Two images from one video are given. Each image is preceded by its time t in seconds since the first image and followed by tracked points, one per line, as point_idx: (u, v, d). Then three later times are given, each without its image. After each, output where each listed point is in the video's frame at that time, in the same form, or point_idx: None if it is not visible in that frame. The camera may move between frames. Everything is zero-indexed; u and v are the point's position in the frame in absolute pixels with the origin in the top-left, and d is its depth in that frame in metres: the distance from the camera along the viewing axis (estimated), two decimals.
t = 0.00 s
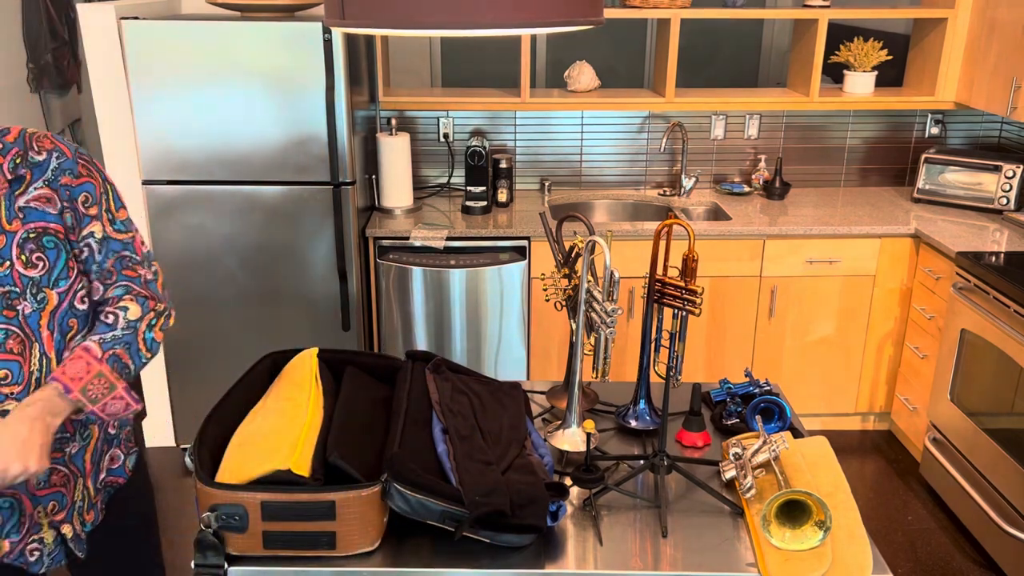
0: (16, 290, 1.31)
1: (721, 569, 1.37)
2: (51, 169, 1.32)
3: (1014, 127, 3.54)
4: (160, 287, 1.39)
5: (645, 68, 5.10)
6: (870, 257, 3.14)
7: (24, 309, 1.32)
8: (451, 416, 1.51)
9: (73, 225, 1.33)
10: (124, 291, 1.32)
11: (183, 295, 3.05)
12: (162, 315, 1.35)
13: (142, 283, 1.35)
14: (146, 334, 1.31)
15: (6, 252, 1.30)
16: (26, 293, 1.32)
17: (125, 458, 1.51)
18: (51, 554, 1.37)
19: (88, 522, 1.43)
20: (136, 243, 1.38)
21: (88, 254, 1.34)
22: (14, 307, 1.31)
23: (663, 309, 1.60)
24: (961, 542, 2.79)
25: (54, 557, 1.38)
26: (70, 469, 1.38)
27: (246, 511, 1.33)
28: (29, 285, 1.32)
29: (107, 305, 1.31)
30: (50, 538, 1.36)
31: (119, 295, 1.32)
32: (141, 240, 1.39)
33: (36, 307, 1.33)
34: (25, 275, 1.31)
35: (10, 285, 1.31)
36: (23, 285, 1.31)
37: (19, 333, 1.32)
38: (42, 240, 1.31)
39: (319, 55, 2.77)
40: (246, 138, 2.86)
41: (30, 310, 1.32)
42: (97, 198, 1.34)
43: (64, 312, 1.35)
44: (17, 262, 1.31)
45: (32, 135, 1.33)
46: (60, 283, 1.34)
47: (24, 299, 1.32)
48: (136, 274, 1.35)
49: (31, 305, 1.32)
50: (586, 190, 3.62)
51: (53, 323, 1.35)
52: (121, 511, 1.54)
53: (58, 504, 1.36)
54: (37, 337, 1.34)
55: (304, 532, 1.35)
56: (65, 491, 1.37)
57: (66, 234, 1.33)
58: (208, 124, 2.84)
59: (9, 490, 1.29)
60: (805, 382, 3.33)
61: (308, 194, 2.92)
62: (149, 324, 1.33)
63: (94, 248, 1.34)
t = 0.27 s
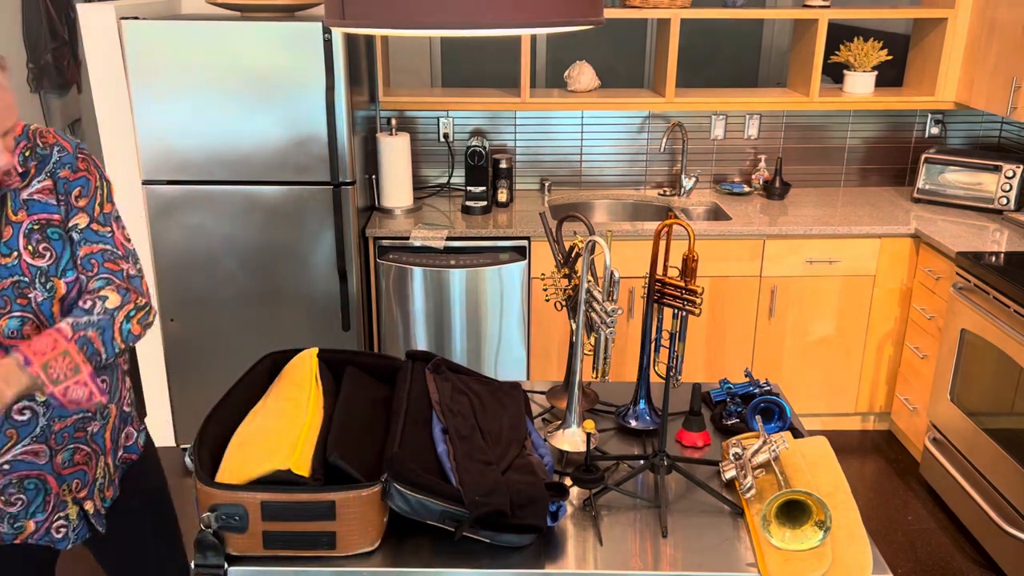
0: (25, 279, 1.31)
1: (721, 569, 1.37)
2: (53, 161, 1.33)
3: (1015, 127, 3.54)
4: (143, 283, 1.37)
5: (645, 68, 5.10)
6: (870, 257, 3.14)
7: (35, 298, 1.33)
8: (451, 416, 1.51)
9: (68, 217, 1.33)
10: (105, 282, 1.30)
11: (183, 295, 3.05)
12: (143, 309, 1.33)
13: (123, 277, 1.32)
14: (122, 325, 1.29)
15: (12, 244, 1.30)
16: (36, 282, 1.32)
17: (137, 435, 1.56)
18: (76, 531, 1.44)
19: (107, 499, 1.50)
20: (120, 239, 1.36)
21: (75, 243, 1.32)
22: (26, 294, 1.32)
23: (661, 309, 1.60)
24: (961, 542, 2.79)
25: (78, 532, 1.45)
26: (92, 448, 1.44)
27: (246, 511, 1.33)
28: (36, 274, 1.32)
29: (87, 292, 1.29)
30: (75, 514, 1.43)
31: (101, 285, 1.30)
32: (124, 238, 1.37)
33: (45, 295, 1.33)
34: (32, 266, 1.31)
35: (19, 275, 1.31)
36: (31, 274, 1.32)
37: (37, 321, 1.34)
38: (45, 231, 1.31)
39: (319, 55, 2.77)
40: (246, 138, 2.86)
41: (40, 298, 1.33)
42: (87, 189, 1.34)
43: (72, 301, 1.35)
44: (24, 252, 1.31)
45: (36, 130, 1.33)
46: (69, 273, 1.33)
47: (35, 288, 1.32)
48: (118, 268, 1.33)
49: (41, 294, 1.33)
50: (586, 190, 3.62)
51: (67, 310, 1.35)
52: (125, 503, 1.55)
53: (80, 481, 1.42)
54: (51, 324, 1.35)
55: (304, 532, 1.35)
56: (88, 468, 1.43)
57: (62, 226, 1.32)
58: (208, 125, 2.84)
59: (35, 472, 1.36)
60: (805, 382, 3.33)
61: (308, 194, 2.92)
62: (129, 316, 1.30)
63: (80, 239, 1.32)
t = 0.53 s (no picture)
0: (78, 258, 1.43)
1: (721, 569, 1.37)
2: (89, 147, 1.45)
3: (1014, 127, 3.54)
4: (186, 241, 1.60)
5: (645, 68, 5.10)
6: (870, 257, 3.14)
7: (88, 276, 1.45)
8: (451, 416, 1.51)
9: (115, 197, 1.47)
10: (168, 240, 1.53)
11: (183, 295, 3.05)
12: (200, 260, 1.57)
13: (180, 235, 1.55)
14: (189, 271, 1.52)
15: (64, 225, 1.41)
16: (89, 261, 1.45)
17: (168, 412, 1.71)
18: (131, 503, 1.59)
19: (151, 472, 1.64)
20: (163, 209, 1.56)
21: (133, 222, 1.49)
22: (79, 273, 1.44)
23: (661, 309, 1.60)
24: (961, 542, 2.79)
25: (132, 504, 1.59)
26: (143, 422, 1.58)
27: (246, 511, 1.33)
28: (91, 253, 1.45)
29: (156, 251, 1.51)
30: (130, 489, 1.58)
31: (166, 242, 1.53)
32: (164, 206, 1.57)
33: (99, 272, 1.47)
34: (85, 244, 1.44)
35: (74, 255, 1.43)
36: (84, 253, 1.44)
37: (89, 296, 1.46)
38: (93, 211, 1.44)
39: (319, 55, 2.77)
40: (246, 138, 2.86)
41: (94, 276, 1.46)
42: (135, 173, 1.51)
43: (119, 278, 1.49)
44: (76, 233, 1.42)
45: (64, 121, 1.45)
46: (116, 249, 1.48)
47: (88, 266, 1.45)
48: (175, 231, 1.55)
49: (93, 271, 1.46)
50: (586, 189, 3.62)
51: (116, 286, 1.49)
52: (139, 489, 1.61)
53: (135, 456, 1.57)
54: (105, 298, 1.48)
55: (304, 532, 1.35)
56: (139, 442, 1.58)
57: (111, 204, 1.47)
58: (208, 125, 2.84)
59: (96, 448, 1.49)
60: (805, 382, 3.33)
61: (308, 194, 2.92)
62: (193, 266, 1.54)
63: (134, 214, 1.50)
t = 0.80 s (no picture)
0: (150, 248, 1.54)
1: (721, 569, 1.37)
2: (166, 149, 1.60)
3: (1014, 127, 3.54)
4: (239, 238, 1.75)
5: (645, 68, 5.10)
6: (870, 257, 3.14)
7: (156, 266, 1.56)
8: (451, 416, 1.51)
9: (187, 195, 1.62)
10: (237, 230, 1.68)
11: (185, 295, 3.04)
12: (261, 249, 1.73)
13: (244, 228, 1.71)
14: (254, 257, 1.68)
15: (141, 217, 1.53)
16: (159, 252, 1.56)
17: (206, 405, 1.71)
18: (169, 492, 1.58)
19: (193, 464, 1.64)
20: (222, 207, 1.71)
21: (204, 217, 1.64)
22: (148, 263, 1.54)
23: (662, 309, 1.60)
24: (961, 542, 2.79)
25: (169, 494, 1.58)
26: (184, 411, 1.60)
27: (246, 511, 1.33)
28: (161, 245, 1.56)
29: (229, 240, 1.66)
30: (170, 476, 1.58)
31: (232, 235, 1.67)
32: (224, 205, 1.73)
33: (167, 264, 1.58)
34: (157, 236, 1.56)
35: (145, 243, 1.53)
36: (155, 244, 1.55)
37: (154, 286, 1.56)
38: (167, 206, 1.58)
39: (319, 55, 2.77)
40: (245, 138, 2.86)
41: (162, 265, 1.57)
42: (206, 169, 1.67)
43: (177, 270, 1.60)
44: (150, 225, 1.54)
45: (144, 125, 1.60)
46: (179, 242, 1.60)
47: (157, 257, 1.56)
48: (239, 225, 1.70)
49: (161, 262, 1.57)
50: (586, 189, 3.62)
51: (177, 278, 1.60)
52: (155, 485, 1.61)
53: (176, 443, 1.58)
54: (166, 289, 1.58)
55: (304, 533, 1.35)
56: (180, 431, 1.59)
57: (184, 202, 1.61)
58: (208, 125, 2.84)
59: (142, 432, 1.51)
60: (805, 382, 3.33)
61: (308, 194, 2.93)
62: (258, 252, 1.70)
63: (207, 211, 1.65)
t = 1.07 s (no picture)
0: (205, 246, 1.55)
1: (721, 569, 1.37)
2: (243, 165, 1.61)
3: (1014, 127, 3.54)
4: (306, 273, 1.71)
5: (645, 68, 5.11)
6: (870, 257, 3.14)
7: (206, 263, 1.56)
8: (451, 416, 1.51)
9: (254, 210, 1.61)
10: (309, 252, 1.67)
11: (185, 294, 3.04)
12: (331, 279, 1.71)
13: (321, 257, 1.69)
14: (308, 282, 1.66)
15: (206, 216, 1.54)
16: (213, 251, 1.56)
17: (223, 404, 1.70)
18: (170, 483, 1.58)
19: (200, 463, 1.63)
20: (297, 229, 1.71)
21: (277, 233, 1.65)
22: (201, 259, 1.55)
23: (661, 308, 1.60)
24: (961, 542, 2.79)
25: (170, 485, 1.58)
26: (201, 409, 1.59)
27: (246, 511, 1.33)
28: (217, 246, 1.56)
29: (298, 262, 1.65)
30: (174, 466, 1.57)
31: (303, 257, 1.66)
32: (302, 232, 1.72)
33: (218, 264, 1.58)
34: (216, 237, 1.56)
35: (203, 241, 1.54)
36: (212, 243, 1.56)
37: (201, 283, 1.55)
38: (229, 216, 1.57)
39: (319, 55, 2.77)
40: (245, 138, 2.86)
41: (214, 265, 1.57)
42: (278, 192, 1.67)
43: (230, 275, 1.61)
44: (211, 225, 1.55)
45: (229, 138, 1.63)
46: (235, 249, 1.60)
47: (211, 255, 1.56)
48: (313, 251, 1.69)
49: (213, 260, 1.57)
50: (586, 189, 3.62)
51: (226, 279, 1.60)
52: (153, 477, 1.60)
53: (186, 436, 1.57)
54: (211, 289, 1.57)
55: (304, 532, 1.35)
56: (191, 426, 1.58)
57: (249, 216, 1.61)
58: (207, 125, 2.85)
59: (157, 416, 1.51)
60: (805, 382, 3.33)
61: (308, 194, 2.93)
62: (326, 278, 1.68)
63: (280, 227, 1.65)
